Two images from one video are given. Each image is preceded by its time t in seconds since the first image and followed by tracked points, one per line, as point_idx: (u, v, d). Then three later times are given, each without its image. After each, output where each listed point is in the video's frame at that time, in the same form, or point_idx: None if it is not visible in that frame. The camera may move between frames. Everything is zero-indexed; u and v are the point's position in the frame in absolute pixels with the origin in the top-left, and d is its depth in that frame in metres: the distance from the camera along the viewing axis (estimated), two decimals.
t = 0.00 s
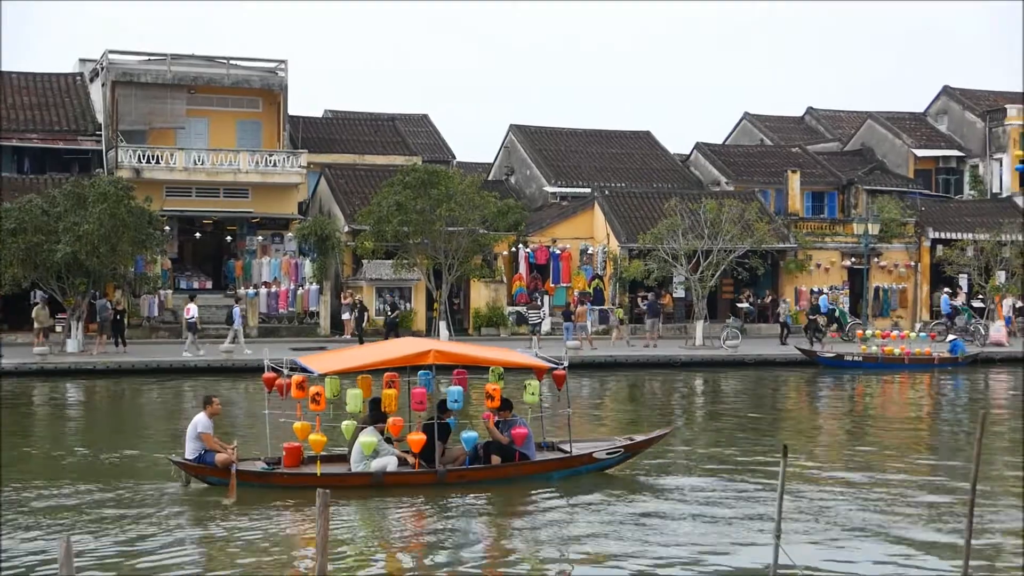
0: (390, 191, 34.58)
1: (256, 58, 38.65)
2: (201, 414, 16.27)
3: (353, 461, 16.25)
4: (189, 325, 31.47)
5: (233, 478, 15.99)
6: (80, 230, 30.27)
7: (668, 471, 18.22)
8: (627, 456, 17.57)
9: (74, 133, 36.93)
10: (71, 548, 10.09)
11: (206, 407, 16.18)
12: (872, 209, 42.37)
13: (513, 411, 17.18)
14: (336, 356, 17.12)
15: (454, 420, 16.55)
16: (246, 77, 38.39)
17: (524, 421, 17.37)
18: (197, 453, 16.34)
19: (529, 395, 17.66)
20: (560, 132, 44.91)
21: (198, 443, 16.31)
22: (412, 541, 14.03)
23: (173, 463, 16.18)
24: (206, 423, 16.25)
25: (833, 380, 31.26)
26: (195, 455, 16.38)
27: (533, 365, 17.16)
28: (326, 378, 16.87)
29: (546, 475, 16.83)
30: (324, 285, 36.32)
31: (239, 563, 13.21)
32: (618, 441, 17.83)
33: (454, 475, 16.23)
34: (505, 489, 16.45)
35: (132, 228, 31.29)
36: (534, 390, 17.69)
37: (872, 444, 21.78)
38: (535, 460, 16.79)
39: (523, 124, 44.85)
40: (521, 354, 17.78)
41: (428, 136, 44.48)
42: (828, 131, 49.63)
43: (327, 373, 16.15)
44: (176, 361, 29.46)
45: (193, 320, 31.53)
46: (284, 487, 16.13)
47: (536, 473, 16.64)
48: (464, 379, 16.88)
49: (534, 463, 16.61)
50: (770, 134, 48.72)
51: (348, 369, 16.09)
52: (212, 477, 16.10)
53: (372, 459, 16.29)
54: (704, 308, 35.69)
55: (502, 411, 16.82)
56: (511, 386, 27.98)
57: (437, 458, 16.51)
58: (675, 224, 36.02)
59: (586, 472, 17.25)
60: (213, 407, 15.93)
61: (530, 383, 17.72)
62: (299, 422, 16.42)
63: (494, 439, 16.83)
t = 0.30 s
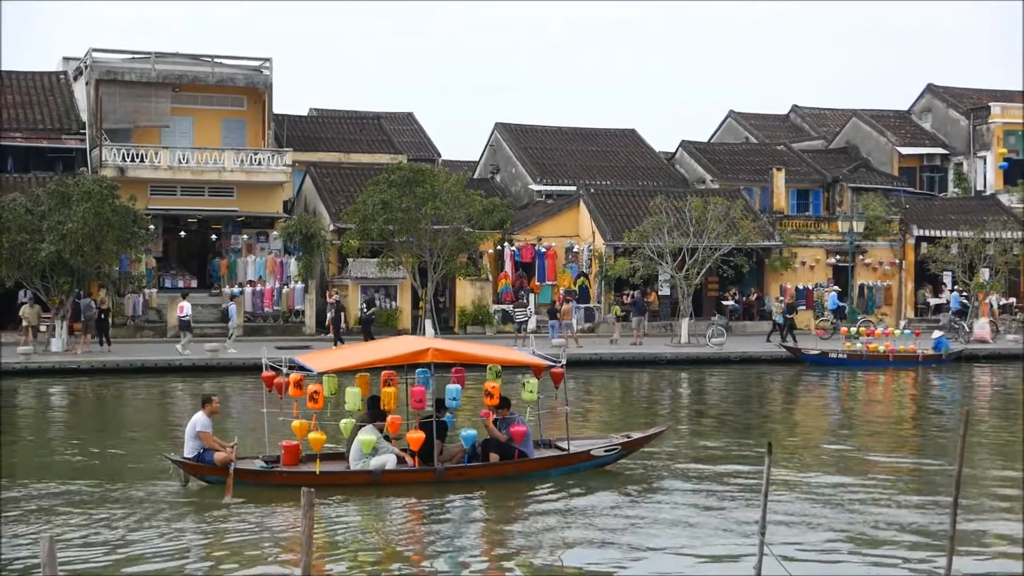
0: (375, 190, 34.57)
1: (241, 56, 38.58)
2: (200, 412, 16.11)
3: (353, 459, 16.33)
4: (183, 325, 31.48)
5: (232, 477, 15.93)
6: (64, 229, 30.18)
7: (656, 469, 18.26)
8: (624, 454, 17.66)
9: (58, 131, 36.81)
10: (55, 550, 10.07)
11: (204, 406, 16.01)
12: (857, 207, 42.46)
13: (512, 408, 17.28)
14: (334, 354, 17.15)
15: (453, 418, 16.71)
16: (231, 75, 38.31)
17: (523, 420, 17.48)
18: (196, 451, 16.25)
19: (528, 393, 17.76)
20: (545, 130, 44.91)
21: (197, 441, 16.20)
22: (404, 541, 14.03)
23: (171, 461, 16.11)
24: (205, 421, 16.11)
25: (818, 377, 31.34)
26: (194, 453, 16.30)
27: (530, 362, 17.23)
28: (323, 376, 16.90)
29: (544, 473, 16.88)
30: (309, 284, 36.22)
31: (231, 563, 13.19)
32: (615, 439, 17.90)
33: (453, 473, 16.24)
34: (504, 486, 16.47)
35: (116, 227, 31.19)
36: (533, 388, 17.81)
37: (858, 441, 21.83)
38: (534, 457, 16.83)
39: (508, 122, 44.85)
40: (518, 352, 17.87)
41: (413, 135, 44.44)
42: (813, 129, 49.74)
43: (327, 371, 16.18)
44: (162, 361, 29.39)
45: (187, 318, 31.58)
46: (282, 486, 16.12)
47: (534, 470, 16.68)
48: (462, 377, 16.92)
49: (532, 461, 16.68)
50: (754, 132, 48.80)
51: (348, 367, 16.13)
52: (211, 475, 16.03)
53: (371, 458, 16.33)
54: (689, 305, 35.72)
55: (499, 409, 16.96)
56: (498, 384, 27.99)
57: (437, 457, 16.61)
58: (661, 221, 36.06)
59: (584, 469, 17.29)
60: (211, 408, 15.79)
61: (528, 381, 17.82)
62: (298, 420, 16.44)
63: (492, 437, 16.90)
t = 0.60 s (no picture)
0: (358, 187, 34.53)
1: (223, 54, 38.51)
2: (196, 410, 16.14)
3: (349, 457, 16.31)
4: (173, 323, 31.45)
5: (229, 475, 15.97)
6: (45, 226, 30.10)
7: (642, 466, 18.22)
8: (620, 450, 17.65)
9: (39, 129, 36.69)
10: (36, 550, 10.04)
11: (201, 404, 16.05)
12: (839, 204, 42.56)
13: (508, 405, 17.14)
14: (329, 353, 17.12)
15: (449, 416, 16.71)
16: (213, 72, 38.23)
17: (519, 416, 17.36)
18: (194, 449, 16.28)
19: (524, 390, 17.71)
20: (528, 127, 44.89)
21: (195, 439, 16.26)
22: (390, 539, 13.98)
23: (168, 459, 16.11)
24: (202, 420, 16.14)
25: (801, 373, 31.40)
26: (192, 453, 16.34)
27: (525, 360, 17.22)
28: (319, 374, 16.87)
29: (540, 470, 16.85)
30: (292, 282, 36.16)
31: (214, 564, 13.08)
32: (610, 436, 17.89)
33: (449, 470, 16.21)
34: (500, 483, 16.46)
35: (98, 225, 31.10)
36: (530, 385, 17.71)
37: (843, 437, 21.86)
38: (530, 454, 16.80)
39: (492, 119, 44.83)
40: (514, 349, 17.83)
41: (396, 132, 44.39)
42: (796, 125, 49.84)
43: (323, 369, 16.16)
44: (144, 359, 29.30)
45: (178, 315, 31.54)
46: (278, 484, 16.13)
47: (531, 467, 16.67)
48: (458, 375, 16.89)
49: (528, 458, 16.64)
50: (737, 130, 48.87)
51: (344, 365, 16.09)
52: (207, 474, 16.06)
53: (367, 455, 16.29)
54: (672, 302, 35.75)
55: (495, 405, 16.87)
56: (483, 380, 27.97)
57: (433, 455, 16.61)
58: (644, 219, 36.08)
59: (580, 465, 17.27)
60: (208, 406, 15.82)
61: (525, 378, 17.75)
62: (294, 417, 16.33)
63: (488, 434, 16.87)
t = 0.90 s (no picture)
0: (343, 185, 34.53)
1: (209, 50, 38.48)
2: (195, 409, 16.01)
3: (347, 455, 16.28)
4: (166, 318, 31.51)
5: (228, 472, 16.05)
6: (29, 223, 30.02)
7: (629, 463, 18.27)
8: (617, 447, 17.63)
9: (24, 125, 36.53)
10: (19, 546, 10.03)
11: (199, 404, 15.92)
12: (825, 202, 42.65)
13: (504, 402, 17.03)
14: (327, 350, 17.20)
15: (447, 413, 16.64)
16: (199, 69, 38.19)
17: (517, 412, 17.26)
18: (192, 447, 16.24)
19: (521, 387, 17.79)
20: (514, 125, 44.90)
21: (193, 437, 16.20)
22: (376, 536, 14.00)
23: (167, 457, 16.13)
24: (200, 418, 16.09)
25: (785, 372, 31.47)
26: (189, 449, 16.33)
27: (521, 357, 17.34)
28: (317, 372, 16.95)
29: (536, 467, 16.91)
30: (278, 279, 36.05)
31: (196, 562, 13.06)
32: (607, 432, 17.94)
33: (447, 467, 16.30)
34: (498, 480, 16.56)
35: (83, 222, 31.01)
36: (526, 381, 17.77)
37: (826, 435, 21.94)
38: (527, 451, 16.86)
39: (478, 117, 44.83)
40: (510, 346, 17.91)
41: (382, 130, 44.38)
42: (782, 125, 49.95)
43: (322, 366, 16.23)
44: (129, 356, 29.22)
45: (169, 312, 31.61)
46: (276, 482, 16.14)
47: (528, 465, 16.74)
48: (455, 372, 17.05)
49: (526, 456, 16.70)
50: (724, 128, 48.93)
51: (342, 363, 16.16)
52: (206, 472, 16.13)
53: (366, 453, 16.30)
54: (657, 300, 35.78)
55: (491, 403, 16.80)
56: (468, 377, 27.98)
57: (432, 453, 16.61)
58: (629, 217, 36.11)
59: (576, 462, 17.37)
60: (206, 405, 15.74)
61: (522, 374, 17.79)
62: (292, 415, 16.38)
63: (485, 431, 16.89)
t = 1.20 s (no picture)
0: (327, 184, 34.48)
1: (192, 49, 38.41)
2: (191, 406, 16.14)
3: (343, 453, 16.31)
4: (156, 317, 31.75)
5: (225, 471, 16.05)
6: (11, 223, 29.91)
7: (618, 461, 18.30)
8: (611, 445, 17.72)
9: (6, 123, 36.43)
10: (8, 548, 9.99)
11: (196, 402, 16.01)
12: (807, 202, 42.76)
13: (499, 401, 17.18)
14: (322, 349, 17.20)
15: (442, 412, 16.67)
16: (181, 68, 38.12)
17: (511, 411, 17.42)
18: (188, 446, 16.29)
19: (516, 385, 17.89)
20: (497, 124, 44.90)
21: (189, 436, 16.26)
22: (366, 534, 14.01)
23: (164, 455, 16.11)
24: (197, 416, 16.14)
25: (768, 370, 31.51)
26: (185, 448, 16.32)
27: (516, 355, 17.36)
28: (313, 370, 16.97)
29: (531, 465, 16.97)
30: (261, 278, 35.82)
31: (177, 562, 13.04)
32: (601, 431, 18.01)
33: (443, 465, 16.35)
34: (493, 478, 16.62)
35: (65, 221, 30.87)
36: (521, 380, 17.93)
37: (812, 434, 22.01)
38: (523, 449, 16.95)
39: (461, 116, 44.82)
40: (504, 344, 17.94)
41: (365, 128, 44.36)
42: (764, 124, 50.07)
43: (317, 364, 16.29)
44: (112, 355, 29.12)
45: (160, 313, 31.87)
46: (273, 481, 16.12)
47: (524, 462, 16.81)
48: (449, 370, 17.08)
49: (521, 453, 16.77)
50: (706, 128, 49.02)
51: (338, 362, 16.17)
52: (202, 470, 16.12)
53: (362, 451, 16.34)
54: (641, 299, 35.82)
55: (487, 400, 16.91)
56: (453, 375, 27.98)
57: (427, 451, 16.67)
58: (613, 216, 36.16)
59: (570, 461, 17.43)
60: (203, 403, 15.78)
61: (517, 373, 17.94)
62: (287, 415, 16.47)
63: (480, 429, 16.97)
